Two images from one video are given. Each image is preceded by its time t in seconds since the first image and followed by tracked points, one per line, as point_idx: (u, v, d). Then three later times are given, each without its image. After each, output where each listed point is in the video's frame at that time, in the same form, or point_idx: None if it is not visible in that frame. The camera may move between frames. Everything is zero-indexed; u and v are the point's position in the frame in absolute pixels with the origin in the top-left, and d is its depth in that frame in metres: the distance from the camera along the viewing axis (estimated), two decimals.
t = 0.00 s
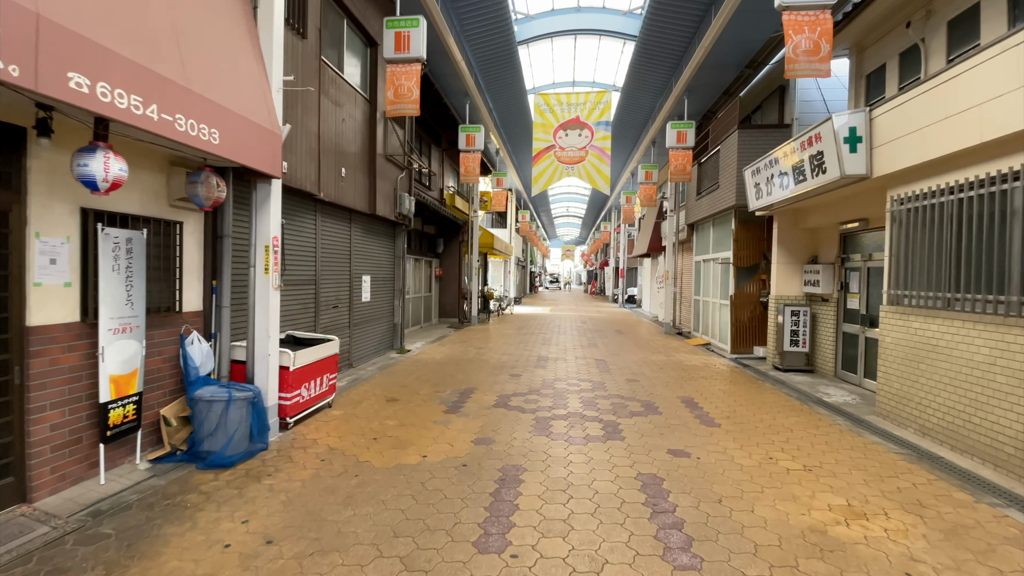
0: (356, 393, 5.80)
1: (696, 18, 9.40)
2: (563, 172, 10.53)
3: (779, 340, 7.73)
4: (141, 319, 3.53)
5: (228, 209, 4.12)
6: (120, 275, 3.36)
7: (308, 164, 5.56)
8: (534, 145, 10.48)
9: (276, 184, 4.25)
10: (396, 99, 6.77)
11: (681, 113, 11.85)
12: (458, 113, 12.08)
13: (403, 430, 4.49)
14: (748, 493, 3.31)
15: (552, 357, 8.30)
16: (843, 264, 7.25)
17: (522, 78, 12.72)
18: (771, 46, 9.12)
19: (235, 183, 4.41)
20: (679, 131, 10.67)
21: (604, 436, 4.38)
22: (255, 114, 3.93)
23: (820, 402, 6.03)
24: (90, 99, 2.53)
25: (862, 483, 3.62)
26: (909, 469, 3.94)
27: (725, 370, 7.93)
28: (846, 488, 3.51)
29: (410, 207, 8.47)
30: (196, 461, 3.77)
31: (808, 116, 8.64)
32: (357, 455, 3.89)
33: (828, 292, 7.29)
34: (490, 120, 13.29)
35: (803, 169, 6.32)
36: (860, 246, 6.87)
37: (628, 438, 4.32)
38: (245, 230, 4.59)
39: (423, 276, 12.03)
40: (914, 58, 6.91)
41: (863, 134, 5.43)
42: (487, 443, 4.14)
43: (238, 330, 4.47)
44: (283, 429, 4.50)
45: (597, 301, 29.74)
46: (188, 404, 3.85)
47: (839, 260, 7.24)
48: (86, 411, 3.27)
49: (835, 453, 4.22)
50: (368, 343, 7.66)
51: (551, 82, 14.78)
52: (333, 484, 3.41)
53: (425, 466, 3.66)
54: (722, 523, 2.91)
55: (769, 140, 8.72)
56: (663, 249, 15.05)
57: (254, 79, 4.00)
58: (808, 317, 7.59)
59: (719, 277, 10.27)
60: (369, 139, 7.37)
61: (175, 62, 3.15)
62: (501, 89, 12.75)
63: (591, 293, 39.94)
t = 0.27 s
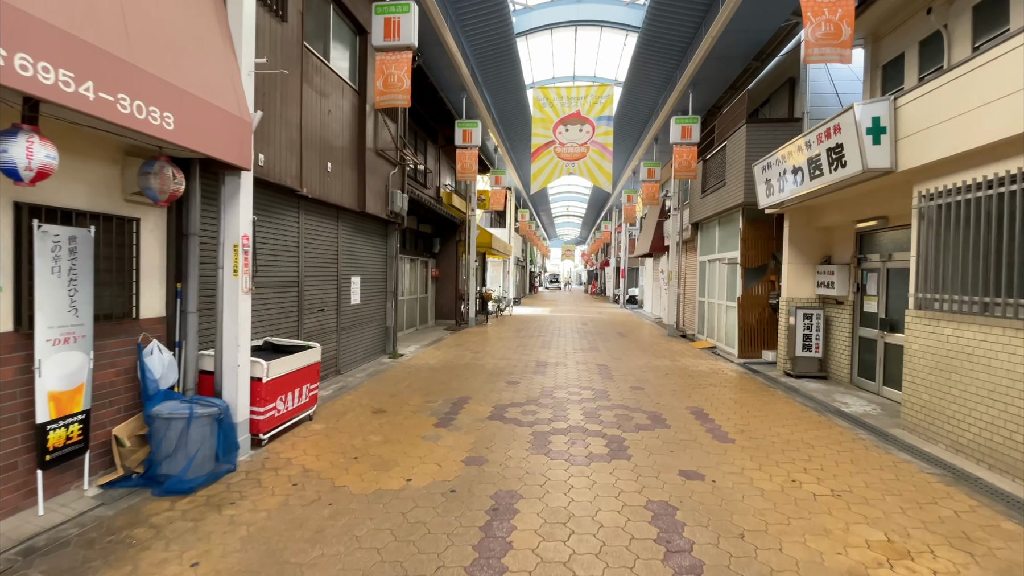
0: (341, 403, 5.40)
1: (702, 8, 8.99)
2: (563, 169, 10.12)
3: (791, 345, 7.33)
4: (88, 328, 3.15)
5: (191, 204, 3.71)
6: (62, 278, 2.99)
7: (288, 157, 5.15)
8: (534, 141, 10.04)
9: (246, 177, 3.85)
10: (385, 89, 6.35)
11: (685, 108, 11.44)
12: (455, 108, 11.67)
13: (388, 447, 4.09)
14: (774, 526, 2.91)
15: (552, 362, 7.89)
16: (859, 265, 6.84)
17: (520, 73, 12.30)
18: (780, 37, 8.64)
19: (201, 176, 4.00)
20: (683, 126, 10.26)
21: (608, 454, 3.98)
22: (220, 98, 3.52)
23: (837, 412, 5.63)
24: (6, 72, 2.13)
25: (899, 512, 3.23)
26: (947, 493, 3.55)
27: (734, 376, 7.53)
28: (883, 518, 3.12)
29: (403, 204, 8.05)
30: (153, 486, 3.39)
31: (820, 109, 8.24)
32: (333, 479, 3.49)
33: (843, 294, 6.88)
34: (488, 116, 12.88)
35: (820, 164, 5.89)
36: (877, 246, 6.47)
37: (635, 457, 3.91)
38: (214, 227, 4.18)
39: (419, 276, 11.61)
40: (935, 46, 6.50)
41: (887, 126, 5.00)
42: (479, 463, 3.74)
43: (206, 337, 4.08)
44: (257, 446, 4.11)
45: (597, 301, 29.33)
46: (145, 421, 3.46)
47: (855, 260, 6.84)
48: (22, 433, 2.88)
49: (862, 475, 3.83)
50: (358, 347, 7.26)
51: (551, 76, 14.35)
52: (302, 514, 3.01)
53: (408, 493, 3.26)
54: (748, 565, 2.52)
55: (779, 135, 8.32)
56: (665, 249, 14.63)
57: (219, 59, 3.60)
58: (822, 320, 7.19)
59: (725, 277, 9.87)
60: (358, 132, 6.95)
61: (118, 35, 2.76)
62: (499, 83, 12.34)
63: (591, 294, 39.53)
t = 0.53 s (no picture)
0: (323, 412, 5.01)
1: None
2: (563, 164, 9.70)
3: (804, 348, 6.94)
4: (23, 334, 2.77)
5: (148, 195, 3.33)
6: None
7: (265, 146, 4.75)
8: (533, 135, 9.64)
9: (211, 164, 3.47)
10: (374, 76, 6.02)
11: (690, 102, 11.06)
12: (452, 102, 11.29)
13: (369, 464, 3.71)
14: (805, 562, 2.52)
15: (551, 366, 7.49)
16: (876, 264, 6.45)
17: (519, 65, 11.89)
18: (790, 27, 8.22)
19: (162, 164, 3.61)
20: (688, 119, 9.85)
21: (613, 472, 3.59)
22: (177, 75, 3.13)
23: (856, 420, 5.24)
24: None
25: (943, 542, 2.85)
26: (992, 518, 3.17)
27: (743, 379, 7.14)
28: (928, 551, 2.73)
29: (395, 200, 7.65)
30: (99, 511, 3.02)
31: (832, 101, 7.86)
32: (305, 502, 3.11)
33: (859, 295, 6.50)
34: (486, 110, 12.47)
35: (838, 156, 5.49)
36: (897, 243, 6.08)
37: (643, 475, 3.53)
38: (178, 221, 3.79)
39: (414, 276, 11.20)
40: (959, 31, 6.12)
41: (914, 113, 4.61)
42: (469, 483, 3.36)
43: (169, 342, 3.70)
44: (226, 461, 3.73)
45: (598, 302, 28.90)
46: (93, 438, 3.08)
47: (872, 258, 6.45)
48: None
49: (895, 496, 3.45)
50: (347, 350, 6.87)
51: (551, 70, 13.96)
52: (264, 546, 2.62)
53: (387, 520, 2.88)
54: None
55: (790, 128, 7.94)
56: (668, 248, 14.22)
57: (178, 33, 3.22)
58: (837, 322, 6.80)
59: (732, 276, 9.47)
60: (346, 123, 6.55)
61: None
62: (497, 76, 11.93)
63: (591, 294, 39.11)
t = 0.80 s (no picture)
0: (302, 425, 4.63)
1: None
2: (563, 160, 9.31)
3: (818, 353, 6.57)
4: None
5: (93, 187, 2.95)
6: None
7: (237, 135, 4.35)
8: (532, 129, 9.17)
9: (166, 152, 3.09)
10: (361, 64, 5.64)
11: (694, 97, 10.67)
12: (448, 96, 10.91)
13: (347, 487, 3.33)
14: None
15: (550, 371, 7.11)
16: (895, 264, 6.07)
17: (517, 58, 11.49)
18: (799, 19, 7.75)
19: (114, 152, 3.22)
20: (693, 113, 9.45)
21: (619, 496, 3.21)
22: (123, 49, 2.75)
23: (877, 432, 4.86)
24: None
25: None
26: None
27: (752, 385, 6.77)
28: None
29: (386, 197, 7.25)
30: (31, 548, 2.63)
31: (846, 93, 7.48)
32: (268, 536, 2.73)
33: (877, 297, 6.12)
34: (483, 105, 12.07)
35: (857, 148, 5.08)
36: (919, 242, 5.70)
37: (652, 501, 3.15)
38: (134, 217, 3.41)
39: (408, 276, 10.81)
40: (984, 16, 5.74)
41: (945, 101, 4.22)
42: (457, 511, 2.98)
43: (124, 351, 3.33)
44: (187, 484, 3.37)
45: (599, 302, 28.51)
46: (27, 463, 2.68)
47: (891, 258, 6.07)
48: None
49: (936, 525, 3.07)
50: (334, 355, 6.50)
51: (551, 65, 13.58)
52: None
53: (360, 559, 2.50)
54: None
55: (801, 121, 7.55)
56: (671, 247, 13.82)
57: (126, 3, 2.84)
58: (852, 325, 6.42)
59: (738, 277, 9.09)
60: (332, 114, 6.15)
61: None
62: (494, 70, 11.53)
63: (591, 295, 38.71)
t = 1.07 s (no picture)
0: (280, 437, 4.24)
1: None
2: (564, 154, 8.92)
3: (834, 356, 6.18)
4: None
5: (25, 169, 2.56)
6: None
7: (206, 119, 3.95)
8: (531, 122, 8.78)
9: (111, 131, 2.71)
10: (347, 46, 5.26)
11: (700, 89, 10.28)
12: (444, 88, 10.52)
13: (320, 511, 2.95)
14: None
15: (550, 375, 6.73)
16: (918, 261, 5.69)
17: (516, 49, 11.09)
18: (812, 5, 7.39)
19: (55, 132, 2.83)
20: (698, 105, 9.06)
21: (628, 523, 2.82)
22: (54, 9, 2.36)
23: (905, 443, 4.47)
24: None
25: None
26: None
27: (764, 389, 6.38)
28: None
29: (377, 190, 6.85)
30: None
31: (862, 81, 7.10)
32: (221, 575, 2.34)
33: (898, 296, 5.74)
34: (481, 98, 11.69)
35: (883, 135, 4.66)
36: (945, 237, 5.32)
37: (666, 528, 2.76)
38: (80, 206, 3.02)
39: (403, 276, 10.41)
40: None
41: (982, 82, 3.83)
42: (443, 542, 2.59)
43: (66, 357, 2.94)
44: (140, 507, 2.99)
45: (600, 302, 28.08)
46: None
47: (913, 255, 5.68)
48: None
49: (991, 557, 2.68)
50: (321, 359, 6.10)
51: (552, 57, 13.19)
52: None
53: None
54: None
55: (815, 111, 7.16)
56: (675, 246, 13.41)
57: None
58: (871, 326, 6.03)
59: (746, 276, 8.70)
60: (318, 102, 5.76)
61: None
62: (492, 61, 11.14)
63: (591, 295, 38.27)
